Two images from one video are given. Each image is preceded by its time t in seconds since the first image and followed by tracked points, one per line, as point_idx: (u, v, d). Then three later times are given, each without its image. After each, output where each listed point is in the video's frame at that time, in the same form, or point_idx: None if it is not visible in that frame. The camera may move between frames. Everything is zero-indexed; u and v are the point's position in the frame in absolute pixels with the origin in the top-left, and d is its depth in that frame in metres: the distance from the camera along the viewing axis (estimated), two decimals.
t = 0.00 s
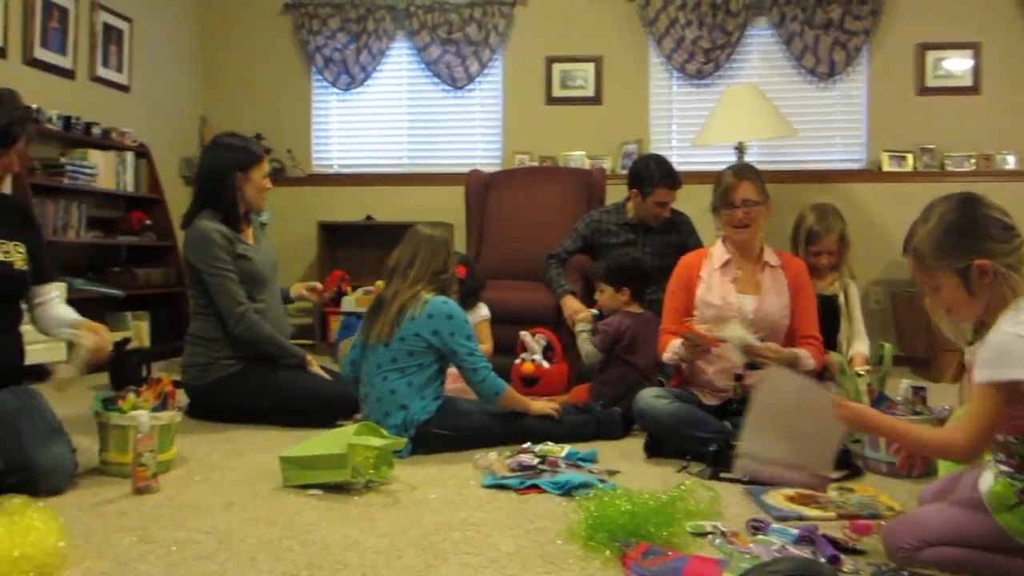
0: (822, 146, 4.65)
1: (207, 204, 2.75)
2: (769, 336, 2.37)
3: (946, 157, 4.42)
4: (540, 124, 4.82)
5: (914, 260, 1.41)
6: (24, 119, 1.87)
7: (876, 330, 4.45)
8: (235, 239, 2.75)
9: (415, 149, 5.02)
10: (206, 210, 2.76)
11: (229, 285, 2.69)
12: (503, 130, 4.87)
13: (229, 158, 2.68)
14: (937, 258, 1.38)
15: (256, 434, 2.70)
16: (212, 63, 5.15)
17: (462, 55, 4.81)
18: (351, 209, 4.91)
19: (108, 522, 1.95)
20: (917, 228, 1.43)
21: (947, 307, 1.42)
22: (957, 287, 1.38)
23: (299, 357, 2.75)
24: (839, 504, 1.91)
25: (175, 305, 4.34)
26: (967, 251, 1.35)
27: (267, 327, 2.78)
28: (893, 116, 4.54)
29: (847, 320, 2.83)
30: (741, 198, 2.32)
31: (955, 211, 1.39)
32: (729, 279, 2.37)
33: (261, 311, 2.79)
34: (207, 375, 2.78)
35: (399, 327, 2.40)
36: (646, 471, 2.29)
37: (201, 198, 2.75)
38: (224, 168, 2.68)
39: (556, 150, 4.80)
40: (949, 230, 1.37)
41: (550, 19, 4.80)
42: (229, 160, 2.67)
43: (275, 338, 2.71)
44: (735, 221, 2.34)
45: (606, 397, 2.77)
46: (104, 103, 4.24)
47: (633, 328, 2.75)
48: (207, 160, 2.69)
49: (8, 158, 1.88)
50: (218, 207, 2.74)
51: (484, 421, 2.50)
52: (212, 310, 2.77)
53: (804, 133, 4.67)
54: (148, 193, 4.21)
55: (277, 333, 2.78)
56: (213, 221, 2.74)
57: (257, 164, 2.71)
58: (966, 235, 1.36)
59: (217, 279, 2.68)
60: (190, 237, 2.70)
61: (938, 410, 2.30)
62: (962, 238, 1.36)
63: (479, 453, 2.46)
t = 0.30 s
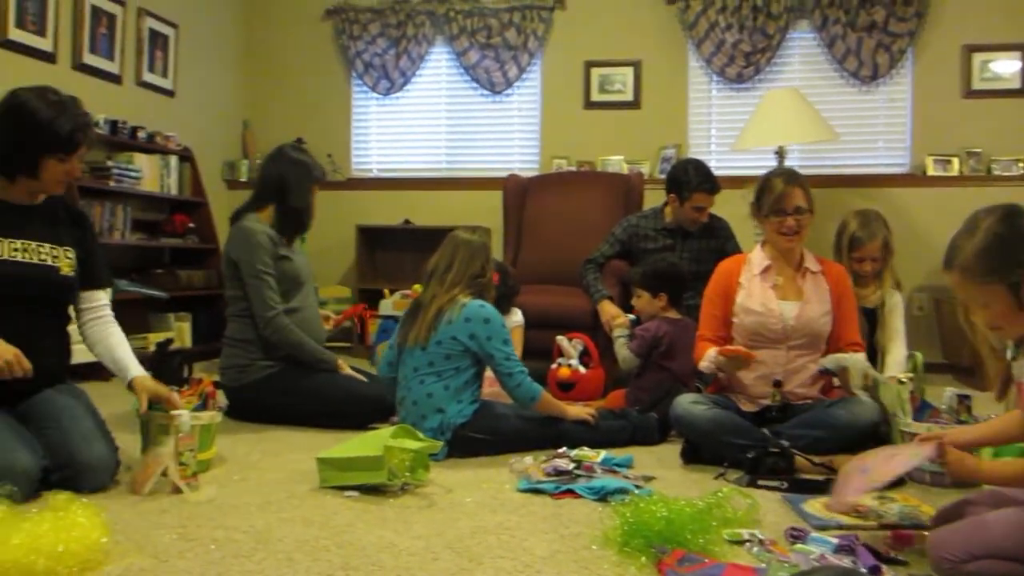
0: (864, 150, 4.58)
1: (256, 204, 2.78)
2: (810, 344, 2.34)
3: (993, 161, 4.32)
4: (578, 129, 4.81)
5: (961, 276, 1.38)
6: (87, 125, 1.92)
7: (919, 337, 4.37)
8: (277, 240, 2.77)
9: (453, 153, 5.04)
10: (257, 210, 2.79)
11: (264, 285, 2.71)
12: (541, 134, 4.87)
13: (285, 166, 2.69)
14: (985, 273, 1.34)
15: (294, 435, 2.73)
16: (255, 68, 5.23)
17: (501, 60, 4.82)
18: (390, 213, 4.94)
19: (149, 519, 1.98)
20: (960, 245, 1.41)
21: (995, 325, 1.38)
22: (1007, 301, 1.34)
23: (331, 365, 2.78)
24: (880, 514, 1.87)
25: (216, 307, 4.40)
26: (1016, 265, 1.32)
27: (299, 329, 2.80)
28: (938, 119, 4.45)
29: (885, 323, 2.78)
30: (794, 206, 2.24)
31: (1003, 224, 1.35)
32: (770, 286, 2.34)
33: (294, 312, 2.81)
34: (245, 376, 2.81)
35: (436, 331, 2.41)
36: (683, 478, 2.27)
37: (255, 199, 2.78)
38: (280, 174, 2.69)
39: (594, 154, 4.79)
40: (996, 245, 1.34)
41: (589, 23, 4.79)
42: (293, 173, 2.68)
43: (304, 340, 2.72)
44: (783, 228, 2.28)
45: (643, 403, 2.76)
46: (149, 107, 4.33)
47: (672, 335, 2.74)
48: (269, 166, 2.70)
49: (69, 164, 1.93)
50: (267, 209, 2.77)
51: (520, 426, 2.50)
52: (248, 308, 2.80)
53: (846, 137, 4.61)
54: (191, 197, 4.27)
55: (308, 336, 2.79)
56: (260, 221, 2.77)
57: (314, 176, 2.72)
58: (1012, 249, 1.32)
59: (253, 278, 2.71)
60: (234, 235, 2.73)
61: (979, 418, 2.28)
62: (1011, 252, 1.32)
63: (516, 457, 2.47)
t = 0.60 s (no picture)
0: (917, 154, 4.49)
1: (304, 207, 2.83)
2: (862, 352, 2.29)
3: None
4: (625, 134, 4.79)
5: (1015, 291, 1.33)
6: (159, 148, 1.99)
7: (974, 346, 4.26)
8: (326, 242, 2.81)
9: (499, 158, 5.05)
10: (307, 212, 2.84)
11: (313, 285, 2.75)
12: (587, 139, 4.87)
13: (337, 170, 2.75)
14: None
15: (341, 438, 2.76)
16: (304, 75, 5.32)
17: (547, 65, 4.82)
18: (436, 219, 4.98)
19: (199, 519, 2.02)
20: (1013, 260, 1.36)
21: None
22: None
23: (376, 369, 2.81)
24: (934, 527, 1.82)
25: (265, 311, 4.47)
26: None
27: (345, 330, 2.83)
28: (994, 122, 4.35)
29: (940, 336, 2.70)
30: (848, 209, 2.18)
31: None
32: (820, 293, 2.31)
33: (340, 313, 2.84)
34: (292, 378, 2.85)
35: (482, 336, 2.42)
36: (731, 485, 2.25)
37: (306, 201, 2.83)
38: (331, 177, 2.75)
39: (640, 159, 4.77)
40: None
41: (635, 28, 4.77)
42: (343, 176, 2.75)
43: (349, 341, 2.75)
44: (837, 233, 2.21)
45: (690, 409, 2.74)
46: (201, 115, 4.42)
47: (718, 340, 2.73)
48: (320, 170, 2.76)
49: (138, 182, 2.00)
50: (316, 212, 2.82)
51: (565, 431, 2.49)
52: (296, 308, 2.83)
53: (898, 141, 4.52)
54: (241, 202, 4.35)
55: (354, 337, 2.82)
56: (311, 222, 2.81)
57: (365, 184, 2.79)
58: None
59: (302, 277, 2.74)
60: (285, 234, 2.76)
61: None
62: None
63: (561, 462, 2.46)
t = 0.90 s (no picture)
0: (976, 156, 4.39)
1: (353, 209, 2.87)
2: (918, 359, 2.25)
3: None
4: (673, 136, 4.77)
5: None
6: (220, 156, 2.05)
7: None
8: (375, 243, 2.84)
9: (547, 161, 5.06)
10: (355, 214, 2.88)
11: (362, 285, 2.78)
12: (636, 141, 4.85)
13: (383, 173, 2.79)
14: None
15: (390, 439, 2.78)
16: (354, 80, 5.39)
17: (595, 67, 4.82)
18: (485, 222, 5.01)
19: (252, 518, 2.05)
20: None
21: None
22: None
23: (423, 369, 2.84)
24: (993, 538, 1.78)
25: (315, 313, 4.54)
26: None
27: (393, 330, 2.86)
28: None
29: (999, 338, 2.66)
30: (906, 211, 2.14)
31: None
32: (876, 298, 2.26)
33: (389, 313, 2.88)
34: (342, 378, 2.89)
35: (529, 339, 2.43)
36: (781, 490, 2.22)
37: (354, 203, 2.87)
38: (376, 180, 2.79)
39: (688, 161, 4.74)
40: None
41: (684, 29, 4.74)
42: (388, 180, 2.79)
43: (397, 340, 2.78)
44: (894, 235, 2.17)
45: (739, 412, 2.71)
46: (253, 120, 4.50)
47: (768, 343, 2.70)
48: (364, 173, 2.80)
49: (199, 189, 2.06)
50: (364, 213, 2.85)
51: (611, 435, 2.49)
52: (345, 308, 2.87)
53: (955, 142, 4.42)
54: (292, 206, 4.42)
55: (402, 337, 2.85)
56: (359, 223, 2.84)
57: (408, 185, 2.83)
58: None
59: (352, 277, 2.78)
60: (335, 235, 2.80)
61: None
62: None
63: (608, 465, 2.46)
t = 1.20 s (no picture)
0: None
1: (396, 211, 2.90)
2: (969, 358, 2.19)
3: None
4: (715, 132, 4.72)
5: None
6: (272, 167, 2.09)
7: None
8: (418, 243, 2.86)
9: (587, 160, 5.03)
10: (398, 216, 2.91)
11: (405, 284, 2.80)
12: (677, 139, 4.81)
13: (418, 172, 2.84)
14: None
15: (433, 439, 2.79)
16: (394, 83, 5.43)
17: (635, 65, 4.80)
18: (525, 223, 5.03)
19: (297, 517, 2.07)
20: None
21: None
22: None
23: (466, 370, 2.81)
24: None
25: (358, 315, 4.58)
26: None
27: (436, 329, 2.87)
28: None
29: None
30: (955, 204, 2.08)
31: None
32: (925, 296, 2.21)
33: (432, 312, 2.89)
34: (386, 379, 2.90)
35: (571, 339, 2.42)
36: (828, 491, 2.18)
37: (392, 205, 2.90)
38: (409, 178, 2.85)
39: (730, 158, 4.69)
40: None
41: (725, 25, 4.70)
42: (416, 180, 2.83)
43: (440, 339, 2.79)
44: (943, 229, 2.11)
45: (785, 412, 2.68)
46: (296, 124, 4.56)
47: (814, 342, 2.65)
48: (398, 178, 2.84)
49: (250, 200, 2.11)
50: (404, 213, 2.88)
51: (654, 435, 2.47)
52: (390, 308, 2.90)
53: (1008, 134, 4.31)
54: (335, 208, 4.46)
55: (445, 337, 2.86)
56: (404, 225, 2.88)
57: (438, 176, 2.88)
58: None
59: (396, 276, 2.81)
60: (379, 236, 2.83)
61: None
62: None
63: (651, 466, 2.44)
